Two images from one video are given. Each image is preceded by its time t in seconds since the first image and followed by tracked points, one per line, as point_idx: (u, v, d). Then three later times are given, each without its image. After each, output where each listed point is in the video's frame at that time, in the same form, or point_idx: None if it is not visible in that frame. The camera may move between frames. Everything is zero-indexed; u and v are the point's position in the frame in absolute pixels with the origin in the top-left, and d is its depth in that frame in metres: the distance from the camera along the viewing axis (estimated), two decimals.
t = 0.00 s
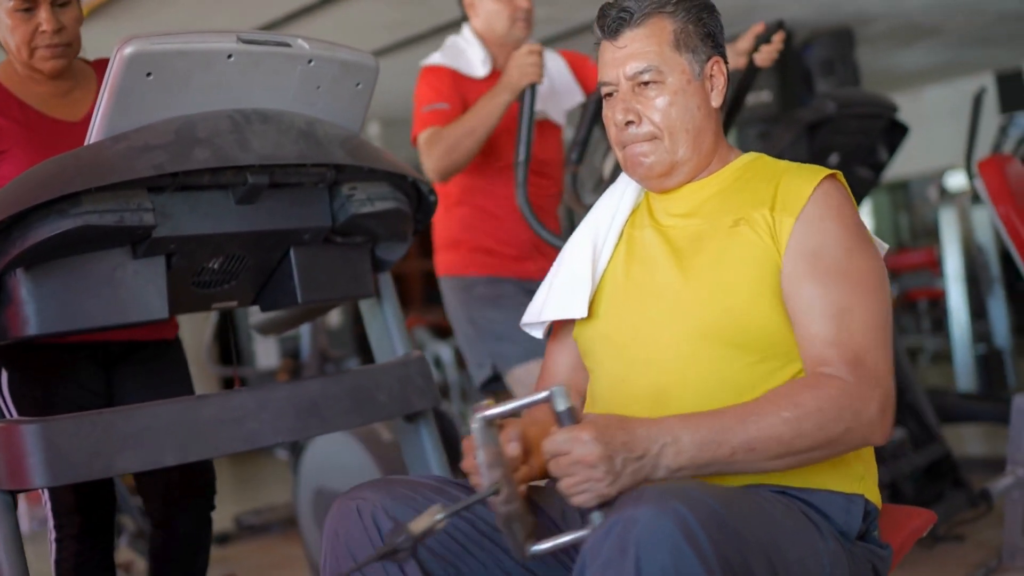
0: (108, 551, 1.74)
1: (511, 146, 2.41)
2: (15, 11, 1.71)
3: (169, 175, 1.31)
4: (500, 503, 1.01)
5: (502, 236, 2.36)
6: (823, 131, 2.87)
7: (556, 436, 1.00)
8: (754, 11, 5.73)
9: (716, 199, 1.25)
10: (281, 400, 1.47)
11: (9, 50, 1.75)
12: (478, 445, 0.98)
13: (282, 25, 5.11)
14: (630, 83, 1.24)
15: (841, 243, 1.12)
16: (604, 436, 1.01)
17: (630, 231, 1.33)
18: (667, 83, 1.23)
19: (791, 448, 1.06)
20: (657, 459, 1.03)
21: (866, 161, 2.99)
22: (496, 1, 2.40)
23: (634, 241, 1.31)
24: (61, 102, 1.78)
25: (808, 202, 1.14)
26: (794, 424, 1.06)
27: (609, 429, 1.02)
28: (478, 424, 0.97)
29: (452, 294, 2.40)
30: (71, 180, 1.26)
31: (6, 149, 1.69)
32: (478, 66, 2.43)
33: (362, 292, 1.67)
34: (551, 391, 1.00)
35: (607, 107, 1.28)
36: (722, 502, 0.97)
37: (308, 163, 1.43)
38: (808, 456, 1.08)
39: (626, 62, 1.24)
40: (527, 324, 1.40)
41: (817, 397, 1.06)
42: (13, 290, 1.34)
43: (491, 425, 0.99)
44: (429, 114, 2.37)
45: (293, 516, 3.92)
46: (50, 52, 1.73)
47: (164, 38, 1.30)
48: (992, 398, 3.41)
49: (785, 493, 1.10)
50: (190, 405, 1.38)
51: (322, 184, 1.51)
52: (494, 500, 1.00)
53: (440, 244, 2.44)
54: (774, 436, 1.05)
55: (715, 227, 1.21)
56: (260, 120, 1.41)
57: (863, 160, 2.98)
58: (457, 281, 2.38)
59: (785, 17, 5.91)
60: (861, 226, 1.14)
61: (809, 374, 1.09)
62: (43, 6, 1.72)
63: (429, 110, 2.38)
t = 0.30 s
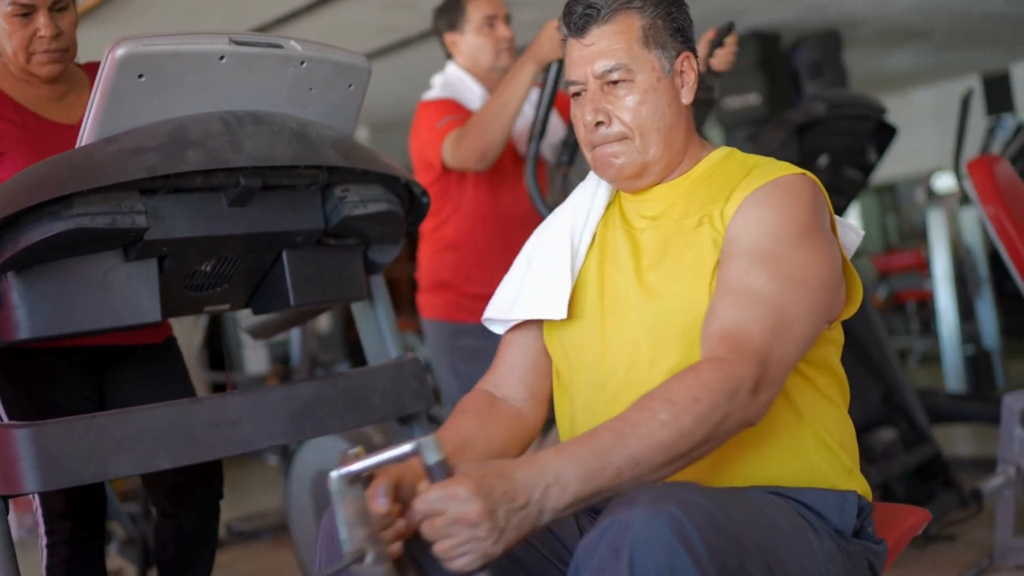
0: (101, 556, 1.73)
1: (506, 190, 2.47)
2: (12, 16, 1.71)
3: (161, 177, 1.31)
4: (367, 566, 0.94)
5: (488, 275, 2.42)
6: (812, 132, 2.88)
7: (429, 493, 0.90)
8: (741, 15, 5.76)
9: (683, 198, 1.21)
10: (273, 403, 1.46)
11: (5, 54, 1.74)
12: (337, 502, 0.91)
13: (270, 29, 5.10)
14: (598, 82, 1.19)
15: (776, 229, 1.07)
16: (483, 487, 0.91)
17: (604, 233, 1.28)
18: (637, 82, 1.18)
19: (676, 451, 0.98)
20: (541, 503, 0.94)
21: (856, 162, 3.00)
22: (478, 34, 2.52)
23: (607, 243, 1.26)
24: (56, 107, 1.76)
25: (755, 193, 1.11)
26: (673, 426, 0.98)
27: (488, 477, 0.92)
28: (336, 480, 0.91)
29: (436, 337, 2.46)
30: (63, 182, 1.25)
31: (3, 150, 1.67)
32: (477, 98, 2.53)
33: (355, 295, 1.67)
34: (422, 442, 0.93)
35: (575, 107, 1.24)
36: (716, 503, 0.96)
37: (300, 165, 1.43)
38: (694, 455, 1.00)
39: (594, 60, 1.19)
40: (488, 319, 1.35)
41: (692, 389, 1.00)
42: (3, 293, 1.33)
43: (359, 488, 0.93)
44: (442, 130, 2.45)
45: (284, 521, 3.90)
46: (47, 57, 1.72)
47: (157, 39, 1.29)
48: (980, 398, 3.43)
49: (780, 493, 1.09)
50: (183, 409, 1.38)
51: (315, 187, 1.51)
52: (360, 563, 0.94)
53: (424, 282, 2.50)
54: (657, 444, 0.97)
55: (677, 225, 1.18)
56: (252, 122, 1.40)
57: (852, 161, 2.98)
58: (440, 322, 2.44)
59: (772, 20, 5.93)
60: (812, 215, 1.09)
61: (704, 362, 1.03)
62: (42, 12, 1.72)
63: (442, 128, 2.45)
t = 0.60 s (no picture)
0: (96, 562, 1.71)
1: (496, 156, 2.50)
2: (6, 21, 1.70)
3: (156, 180, 1.30)
4: None
5: (468, 240, 2.45)
6: (804, 133, 2.88)
7: (364, 529, 0.83)
8: (732, 17, 5.77)
9: (664, 202, 1.20)
10: (269, 407, 1.46)
11: None
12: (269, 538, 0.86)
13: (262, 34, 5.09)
14: (578, 81, 1.18)
15: (742, 232, 1.04)
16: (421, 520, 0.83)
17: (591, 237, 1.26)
18: (617, 80, 1.17)
19: (618, 452, 0.92)
20: (484, 527, 0.87)
21: (847, 162, 3.01)
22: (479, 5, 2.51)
23: (591, 250, 1.25)
24: (50, 110, 1.76)
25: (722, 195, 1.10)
26: (612, 421, 0.92)
27: (426, 507, 0.85)
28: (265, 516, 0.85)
29: (411, 302, 2.49)
30: (56, 185, 1.24)
31: None
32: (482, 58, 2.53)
33: (349, 298, 1.66)
34: (353, 474, 0.86)
35: (554, 107, 1.22)
36: (716, 502, 0.96)
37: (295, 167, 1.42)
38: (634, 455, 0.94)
39: (573, 59, 1.18)
40: (462, 315, 1.29)
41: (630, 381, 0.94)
42: None
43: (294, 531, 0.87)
44: (454, 78, 2.43)
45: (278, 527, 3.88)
46: (41, 62, 1.71)
47: (151, 41, 1.28)
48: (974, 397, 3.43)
49: (780, 492, 1.09)
50: (179, 412, 1.37)
51: (309, 189, 1.50)
52: None
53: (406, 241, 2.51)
54: (599, 443, 0.91)
55: (659, 232, 1.18)
56: (247, 125, 1.40)
57: (844, 162, 2.99)
58: (419, 286, 2.46)
59: (763, 22, 5.94)
60: (779, 215, 1.06)
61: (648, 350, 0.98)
62: (35, 16, 1.70)
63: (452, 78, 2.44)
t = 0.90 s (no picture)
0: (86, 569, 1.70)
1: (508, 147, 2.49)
2: None
3: (145, 183, 1.29)
4: None
5: (490, 234, 2.44)
6: (792, 134, 2.89)
7: (412, 501, 0.82)
8: (718, 20, 5.79)
9: (676, 202, 1.21)
10: (261, 410, 1.45)
11: None
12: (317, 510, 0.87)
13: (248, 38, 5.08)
14: (597, 74, 1.21)
15: (765, 232, 1.05)
16: (466, 490, 0.83)
17: (603, 236, 1.27)
18: (634, 74, 1.19)
19: (657, 449, 0.92)
20: (526, 504, 0.86)
21: (835, 164, 3.02)
22: (483, 5, 2.53)
23: (603, 245, 1.26)
24: (38, 115, 1.75)
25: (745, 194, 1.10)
26: (654, 420, 0.91)
27: (470, 480, 0.84)
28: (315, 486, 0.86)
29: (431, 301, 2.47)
30: (44, 189, 1.23)
31: None
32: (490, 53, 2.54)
33: (339, 301, 1.65)
34: (400, 449, 0.86)
35: (574, 101, 1.25)
36: (713, 501, 0.96)
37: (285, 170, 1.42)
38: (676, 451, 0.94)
39: (593, 53, 1.21)
40: (481, 314, 1.31)
41: (674, 382, 0.94)
42: None
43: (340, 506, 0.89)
44: (470, 68, 2.42)
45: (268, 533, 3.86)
46: (28, 66, 1.70)
47: (139, 44, 1.28)
48: (961, 397, 3.44)
49: (776, 490, 1.09)
50: (170, 417, 1.37)
51: (299, 192, 1.50)
52: None
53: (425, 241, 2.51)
54: (640, 439, 0.91)
55: (671, 228, 1.18)
56: (236, 128, 1.39)
57: (832, 163, 3.00)
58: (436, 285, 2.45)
59: (750, 24, 5.96)
60: (801, 218, 1.06)
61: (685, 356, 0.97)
62: (23, 20, 1.69)
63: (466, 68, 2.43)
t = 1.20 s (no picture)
0: None
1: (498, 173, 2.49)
2: None
3: (131, 187, 1.28)
4: (472, 508, 0.94)
5: (501, 256, 2.42)
6: (776, 137, 2.89)
7: (532, 439, 0.92)
8: (700, 24, 5.81)
9: (685, 206, 1.22)
10: (248, 415, 1.44)
11: None
12: (450, 451, 0.91)
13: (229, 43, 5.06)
14: (596, 87, 1.21)
15: (805, 247, 1.08)
16: (582, 434, 0.93)
17: (603, 241, 1.30)
18: (633, 85, 1.21)
19: (763, 443, 0.99)
20: (631, 453, 0.97)
21: (819, 167, 3.03)
22: (476, 29, 2.55)
23: (605, 249, 1.28)
24: (21, 119, 1.74)
25: (771, 205, 1.12)
26: (765, 419, 0.99)
27: (586, 426, 0.95)
28: (450, 429, 0.91)
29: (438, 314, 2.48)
30: (29, 194, 1.22)
31: None
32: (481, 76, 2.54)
33: (327, 305, 1.65)
34: (523, 393, 0.93)
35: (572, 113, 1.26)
36: (707, 498, 0.96)
37: (273, 173, 1.41)
38: (784, 454, 1.01)
39: (592, 66, 1.21)
40: (500, 334, 1.35)
41: (788, 391, 1.00)
42: None
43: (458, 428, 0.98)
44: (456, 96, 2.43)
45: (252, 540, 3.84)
46: (8, 69, 1.69)
47: (125, 48, 1.27)
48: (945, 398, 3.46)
49: (767, 489, 1.09)
50: (158, 423, 1.36)
51: (287, 196, 1.49)
52: (466, 505, 0.95)
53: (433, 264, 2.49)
54: (746, 432, 0.99)
55: (684, 232, 1.19)
56: (223, 131, 1.39)
57: (815, 166, 3.01)
58: (442, 303, 2.45)
59: (732, 28, 5.98)
60: (828, 228, 1.11)
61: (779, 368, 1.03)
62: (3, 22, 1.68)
63: (454, 96, 2.44)
